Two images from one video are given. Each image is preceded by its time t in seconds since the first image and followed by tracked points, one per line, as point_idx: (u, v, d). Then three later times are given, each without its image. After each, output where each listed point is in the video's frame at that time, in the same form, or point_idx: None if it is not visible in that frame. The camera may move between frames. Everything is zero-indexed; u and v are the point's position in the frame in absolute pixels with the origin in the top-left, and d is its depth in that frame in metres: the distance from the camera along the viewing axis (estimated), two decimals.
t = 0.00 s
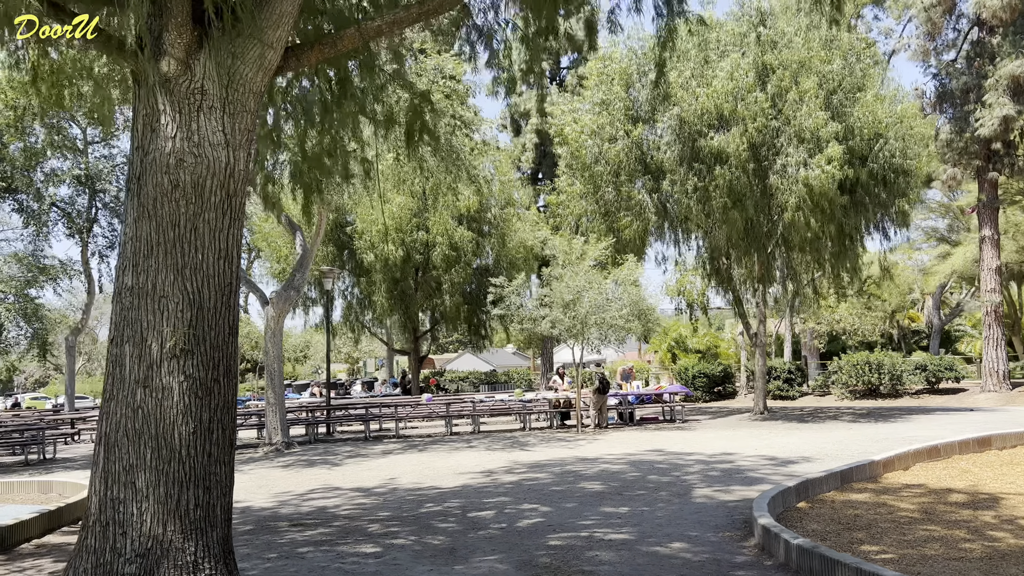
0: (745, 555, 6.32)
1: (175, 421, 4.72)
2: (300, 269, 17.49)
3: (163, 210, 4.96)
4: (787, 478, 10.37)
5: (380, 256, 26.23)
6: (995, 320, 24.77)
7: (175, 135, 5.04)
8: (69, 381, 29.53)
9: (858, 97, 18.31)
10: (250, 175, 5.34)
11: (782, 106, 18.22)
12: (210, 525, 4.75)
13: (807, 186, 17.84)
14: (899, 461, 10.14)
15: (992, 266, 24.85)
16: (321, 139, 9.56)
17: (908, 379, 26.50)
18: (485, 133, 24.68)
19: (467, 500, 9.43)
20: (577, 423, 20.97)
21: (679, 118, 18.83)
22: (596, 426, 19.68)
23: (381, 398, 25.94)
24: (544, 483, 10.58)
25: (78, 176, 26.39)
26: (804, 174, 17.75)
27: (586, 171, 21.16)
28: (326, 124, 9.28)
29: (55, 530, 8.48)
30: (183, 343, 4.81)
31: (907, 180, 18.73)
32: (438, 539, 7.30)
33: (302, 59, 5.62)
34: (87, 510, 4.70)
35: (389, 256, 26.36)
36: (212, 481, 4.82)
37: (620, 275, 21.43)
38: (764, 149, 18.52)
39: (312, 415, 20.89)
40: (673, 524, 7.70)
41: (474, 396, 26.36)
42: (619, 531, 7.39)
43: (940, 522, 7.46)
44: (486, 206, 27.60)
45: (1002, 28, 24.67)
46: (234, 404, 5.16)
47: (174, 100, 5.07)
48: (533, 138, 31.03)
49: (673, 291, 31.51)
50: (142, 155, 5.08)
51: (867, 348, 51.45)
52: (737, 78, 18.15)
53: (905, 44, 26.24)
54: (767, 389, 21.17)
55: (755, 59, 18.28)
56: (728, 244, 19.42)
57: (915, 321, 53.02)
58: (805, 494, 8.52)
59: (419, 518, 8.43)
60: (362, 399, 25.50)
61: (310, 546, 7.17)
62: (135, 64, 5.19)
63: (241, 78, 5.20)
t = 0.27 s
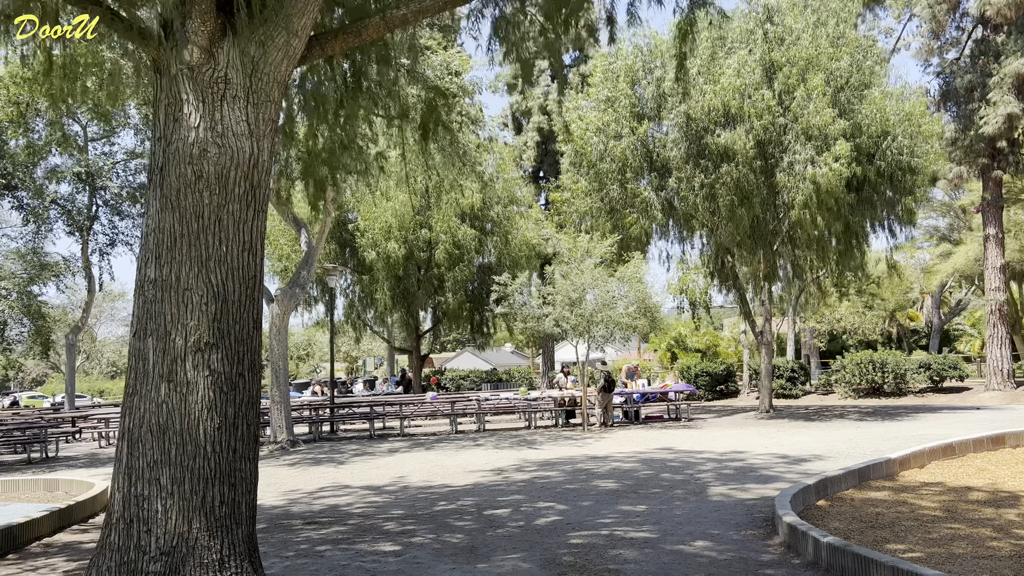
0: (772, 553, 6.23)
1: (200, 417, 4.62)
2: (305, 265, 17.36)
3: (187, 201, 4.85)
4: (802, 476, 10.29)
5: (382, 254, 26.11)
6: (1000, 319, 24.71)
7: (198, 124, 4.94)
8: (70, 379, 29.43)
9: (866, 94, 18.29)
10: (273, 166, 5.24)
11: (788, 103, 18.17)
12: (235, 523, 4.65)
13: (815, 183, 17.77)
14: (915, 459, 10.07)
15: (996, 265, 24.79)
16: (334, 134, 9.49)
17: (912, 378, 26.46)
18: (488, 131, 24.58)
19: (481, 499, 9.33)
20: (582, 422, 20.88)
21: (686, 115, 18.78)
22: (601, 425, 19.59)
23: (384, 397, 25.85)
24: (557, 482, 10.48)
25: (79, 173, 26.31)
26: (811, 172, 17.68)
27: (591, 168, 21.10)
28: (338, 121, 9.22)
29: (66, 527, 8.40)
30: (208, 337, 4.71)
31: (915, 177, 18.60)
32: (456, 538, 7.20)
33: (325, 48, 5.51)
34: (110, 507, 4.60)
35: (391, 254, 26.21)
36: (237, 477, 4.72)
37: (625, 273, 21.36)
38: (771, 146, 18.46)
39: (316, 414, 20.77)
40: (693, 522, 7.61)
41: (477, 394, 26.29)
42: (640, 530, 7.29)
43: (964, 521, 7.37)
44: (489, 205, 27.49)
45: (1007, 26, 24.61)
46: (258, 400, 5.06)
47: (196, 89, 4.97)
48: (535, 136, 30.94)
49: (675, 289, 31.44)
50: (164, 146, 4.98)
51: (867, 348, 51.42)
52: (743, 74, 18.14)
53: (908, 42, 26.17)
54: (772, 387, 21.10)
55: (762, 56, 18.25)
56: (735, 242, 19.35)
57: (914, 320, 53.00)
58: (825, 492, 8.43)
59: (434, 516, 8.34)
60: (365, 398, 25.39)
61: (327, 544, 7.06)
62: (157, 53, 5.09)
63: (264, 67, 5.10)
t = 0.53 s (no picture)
0: (797, 557, 6.14)
1: (224, 420, 4.53)
2: (311, 266, 17.27)
3: (210, 200, 4.76)
4: (815, 478, 10.21)
5: (384, 254, 25.97)
6: (1003, 319, 24.67)
7: (221, 122, 4.84)
8: (68, 379, 29.26)
9: (872, 94, 18.27)
10: (296, 165, 5.15)
11: (794, 103, 18.12)
12: (260, 528, 4.55)
13: (821, 183, 17.72)
14: (929, 461, 10.00)
15: (999, 265, 24.75)
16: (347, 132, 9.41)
17: (914, 379, 26.44)
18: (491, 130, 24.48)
19: (494, 501, 9.24)
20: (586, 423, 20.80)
21: (691, 115, 18.74)
22: (605, 425, 19.51)
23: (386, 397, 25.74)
24: (569, 483, 10.39)
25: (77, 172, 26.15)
26: (817, 172, 17.63)
27: (596, 168, 21.03)
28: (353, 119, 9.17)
29: (77, 530, 8.30)
30: (232, 338, 4.61)
31: (922, 178, 18.54)
32: (474, 541, 7.10)
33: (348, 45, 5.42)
34: (132, 512, 4.50)
35: (393, 253, 26.04)
36: (262, 481, 4.62)
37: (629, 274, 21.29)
38: (777, 146, 18.41)
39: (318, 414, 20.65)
40: (712, 525, 7.52)
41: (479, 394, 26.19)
42: (659, 533, 7.21)
43: (985, 524, 7.30)
44: (491, 205, 27.38)
45: (1010, 25, 24.57)
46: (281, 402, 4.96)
47: (219, 85, 4.87)
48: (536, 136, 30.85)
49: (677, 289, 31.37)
50: (186, 144, 4.88)
51: (866, 348, 51.41)
52: (749, 74, 18.11)
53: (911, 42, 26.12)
54: (777, 388, 21.06)
55: (768, 56, 18.21)
56: (740, 243, 19.29)
57: (913, 320, 53.01)
58: (842, 495, 8.35)
59: (449, 519, 8.23)
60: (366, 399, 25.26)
61: (343, 548, 6.96)
62: (179, 49, 5.00)
63: (288, 63, 5.00)
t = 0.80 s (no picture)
0: (822, 558, 6.07)
1: (250, 418, 4.43)
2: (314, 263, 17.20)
3: (234, 193, 4.66)
4: (829, 478, 10.15)
5: (384, 252, 25.84)
6: (1004, 319, 24.67)
7: (245, 113, 4.74)
8: (65, 378, 29.05)
9: (878, 93, 18.24)
10: (320, 158, 5.07)
11: (798, 101, 18.09)
12: (286, 528, 4.46)
13: (826, 182, 17.67)
14: (942, 460, 9.95)
15: (1001, 265, 24.75)
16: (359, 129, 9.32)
17: (916, 379, 26.46)
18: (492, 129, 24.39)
19: (507, 501, 9.14)
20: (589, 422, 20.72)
21: (695, 114, 18.75)
22: (609, 425, 19.44)
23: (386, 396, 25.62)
24: (580, 483, 10.30)
25: (74, 171, 25.92)
26: (823, 171, 17.58)
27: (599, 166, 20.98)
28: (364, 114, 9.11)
29: (85, 530, 8.22)
30: (257, 334, 4.52)
31: (926, 177, 18.54)
32: (492, 541, 7.01)
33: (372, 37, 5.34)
34: (156, 513, 4.40)
35: (393, 252, 25.92)
36: (288, 480, 4.53)
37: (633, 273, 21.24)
38: (781, 145, 18.37)
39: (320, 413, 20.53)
40: (731, 525, 7.45)
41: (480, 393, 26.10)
42: (679, 533, 7.12)
43: (1006, 523, 7.24)
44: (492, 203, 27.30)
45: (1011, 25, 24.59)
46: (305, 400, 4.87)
47: (243, 76, 4.77)
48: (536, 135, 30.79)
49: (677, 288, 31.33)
50: (209, 135, 4.78)
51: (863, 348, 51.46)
52: (754, 73, 18.07)
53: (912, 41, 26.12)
54: (780, 387, 21.04)
55: (773, 55, 18.17)
56: (744, 241, 19.27)
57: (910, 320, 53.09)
58: (859, 494, 8.28)
59: (463, 519, 8.15)
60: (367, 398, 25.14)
61: (360, 548, 6.86)
62: (200, 39, 4.90)
63: (312, 54, 4.92)
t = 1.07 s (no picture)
0: (849, 563, 5.97)
1: (276, 421, 4.31)
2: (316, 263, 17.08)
3: (258, 190, 4.55)
4: (842, 481, 10.07)
5: (385, 253, 25.72)
6: (1005, 320, 24.67)
7: (269, 109, 4.63)
8: (62, 379, 28.82)
9: (883, 94, 18.21)
10: (344, 156, 4.95)
11: (804, 101, 18.02)
12: (313, 534, 4.34)
13: (831, 182, 17.59)
14: (956, 463, 9.87)
15: (1002, 266, 24.76)
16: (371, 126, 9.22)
17: (916, 380, 26.50)
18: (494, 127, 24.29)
19: (519, 504, 9.03)
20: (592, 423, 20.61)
21: (699, 114, 18.70)
22: (613, 426, 19.34)
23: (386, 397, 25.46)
24: (592, 485, 10.20)
25: (71, 170, 25.68)
26: (828, 171, 17.50)
27: (602, 166, 20.94)
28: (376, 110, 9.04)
29: (93, 534, 8.11)
30: (283, 336, 4.40)
31: (931, 177, 18.51)
32: (510, 545, 6.89)
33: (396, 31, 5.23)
34: (180, 519, 4.28)
35: (394, 252, 25.79)
36: (313, 485, 4.41)
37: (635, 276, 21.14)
38: (787, 145, 18.28)
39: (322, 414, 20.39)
40: (751, 530, 7.35)
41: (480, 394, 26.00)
42: (699, 537, 7.02)
43: None
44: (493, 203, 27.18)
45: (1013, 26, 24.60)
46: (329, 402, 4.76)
47: (266, 71, 4.65)
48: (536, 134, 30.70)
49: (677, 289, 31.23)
50: (232, 132, 4.66)
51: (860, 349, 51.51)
52: (758, 73, 18.02)
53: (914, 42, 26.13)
54: (783, 388, 21.01)
55: (777, 55, 18.11)
56: (747, 242, 19.23)
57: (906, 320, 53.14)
58: (877, 498, 8.19)
59: (478, 523, 8.03)
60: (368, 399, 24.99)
61: (376, 553, 6.74)
62: (221, 33, 4.79)
63: (336, 49, 4.81)
